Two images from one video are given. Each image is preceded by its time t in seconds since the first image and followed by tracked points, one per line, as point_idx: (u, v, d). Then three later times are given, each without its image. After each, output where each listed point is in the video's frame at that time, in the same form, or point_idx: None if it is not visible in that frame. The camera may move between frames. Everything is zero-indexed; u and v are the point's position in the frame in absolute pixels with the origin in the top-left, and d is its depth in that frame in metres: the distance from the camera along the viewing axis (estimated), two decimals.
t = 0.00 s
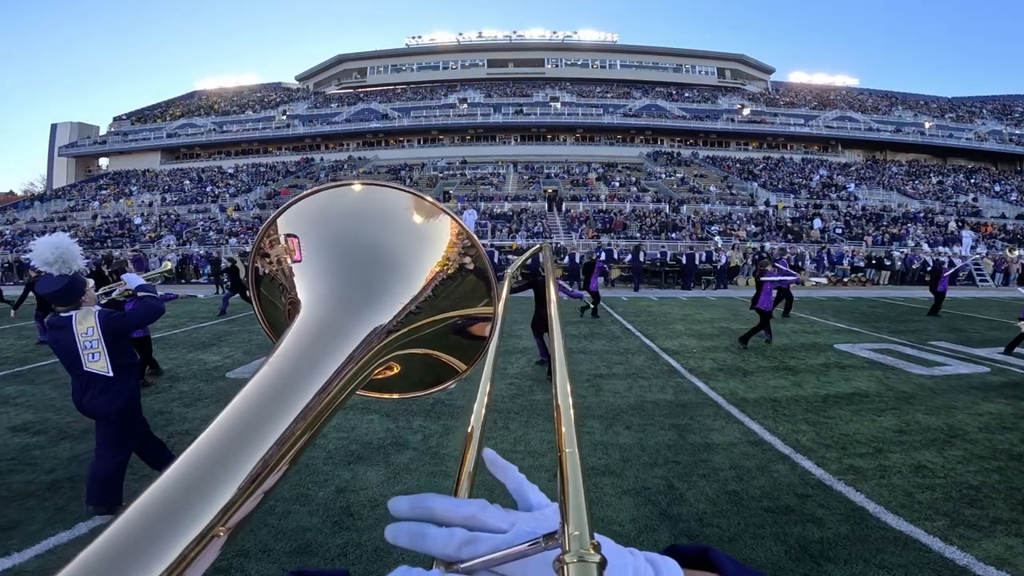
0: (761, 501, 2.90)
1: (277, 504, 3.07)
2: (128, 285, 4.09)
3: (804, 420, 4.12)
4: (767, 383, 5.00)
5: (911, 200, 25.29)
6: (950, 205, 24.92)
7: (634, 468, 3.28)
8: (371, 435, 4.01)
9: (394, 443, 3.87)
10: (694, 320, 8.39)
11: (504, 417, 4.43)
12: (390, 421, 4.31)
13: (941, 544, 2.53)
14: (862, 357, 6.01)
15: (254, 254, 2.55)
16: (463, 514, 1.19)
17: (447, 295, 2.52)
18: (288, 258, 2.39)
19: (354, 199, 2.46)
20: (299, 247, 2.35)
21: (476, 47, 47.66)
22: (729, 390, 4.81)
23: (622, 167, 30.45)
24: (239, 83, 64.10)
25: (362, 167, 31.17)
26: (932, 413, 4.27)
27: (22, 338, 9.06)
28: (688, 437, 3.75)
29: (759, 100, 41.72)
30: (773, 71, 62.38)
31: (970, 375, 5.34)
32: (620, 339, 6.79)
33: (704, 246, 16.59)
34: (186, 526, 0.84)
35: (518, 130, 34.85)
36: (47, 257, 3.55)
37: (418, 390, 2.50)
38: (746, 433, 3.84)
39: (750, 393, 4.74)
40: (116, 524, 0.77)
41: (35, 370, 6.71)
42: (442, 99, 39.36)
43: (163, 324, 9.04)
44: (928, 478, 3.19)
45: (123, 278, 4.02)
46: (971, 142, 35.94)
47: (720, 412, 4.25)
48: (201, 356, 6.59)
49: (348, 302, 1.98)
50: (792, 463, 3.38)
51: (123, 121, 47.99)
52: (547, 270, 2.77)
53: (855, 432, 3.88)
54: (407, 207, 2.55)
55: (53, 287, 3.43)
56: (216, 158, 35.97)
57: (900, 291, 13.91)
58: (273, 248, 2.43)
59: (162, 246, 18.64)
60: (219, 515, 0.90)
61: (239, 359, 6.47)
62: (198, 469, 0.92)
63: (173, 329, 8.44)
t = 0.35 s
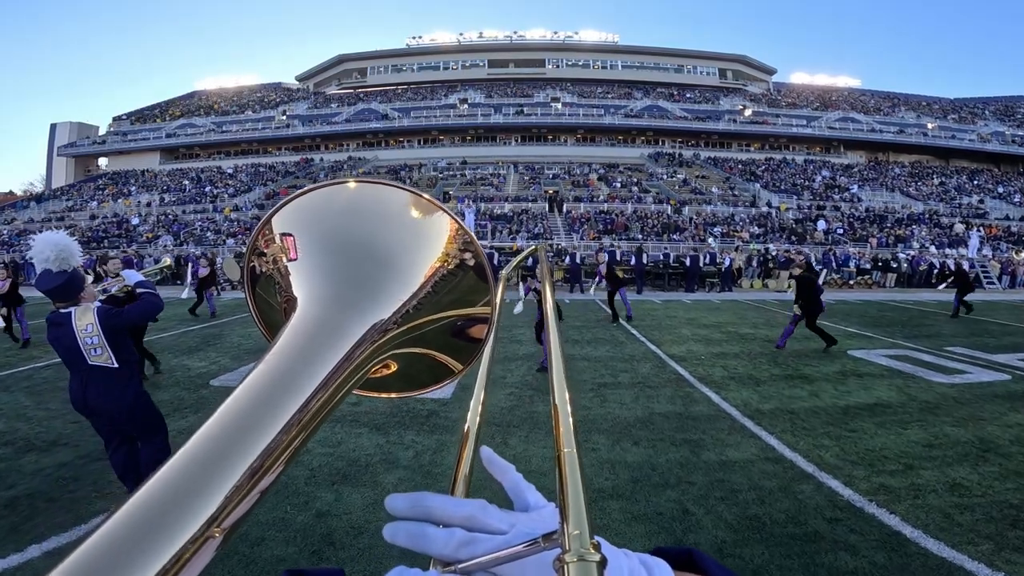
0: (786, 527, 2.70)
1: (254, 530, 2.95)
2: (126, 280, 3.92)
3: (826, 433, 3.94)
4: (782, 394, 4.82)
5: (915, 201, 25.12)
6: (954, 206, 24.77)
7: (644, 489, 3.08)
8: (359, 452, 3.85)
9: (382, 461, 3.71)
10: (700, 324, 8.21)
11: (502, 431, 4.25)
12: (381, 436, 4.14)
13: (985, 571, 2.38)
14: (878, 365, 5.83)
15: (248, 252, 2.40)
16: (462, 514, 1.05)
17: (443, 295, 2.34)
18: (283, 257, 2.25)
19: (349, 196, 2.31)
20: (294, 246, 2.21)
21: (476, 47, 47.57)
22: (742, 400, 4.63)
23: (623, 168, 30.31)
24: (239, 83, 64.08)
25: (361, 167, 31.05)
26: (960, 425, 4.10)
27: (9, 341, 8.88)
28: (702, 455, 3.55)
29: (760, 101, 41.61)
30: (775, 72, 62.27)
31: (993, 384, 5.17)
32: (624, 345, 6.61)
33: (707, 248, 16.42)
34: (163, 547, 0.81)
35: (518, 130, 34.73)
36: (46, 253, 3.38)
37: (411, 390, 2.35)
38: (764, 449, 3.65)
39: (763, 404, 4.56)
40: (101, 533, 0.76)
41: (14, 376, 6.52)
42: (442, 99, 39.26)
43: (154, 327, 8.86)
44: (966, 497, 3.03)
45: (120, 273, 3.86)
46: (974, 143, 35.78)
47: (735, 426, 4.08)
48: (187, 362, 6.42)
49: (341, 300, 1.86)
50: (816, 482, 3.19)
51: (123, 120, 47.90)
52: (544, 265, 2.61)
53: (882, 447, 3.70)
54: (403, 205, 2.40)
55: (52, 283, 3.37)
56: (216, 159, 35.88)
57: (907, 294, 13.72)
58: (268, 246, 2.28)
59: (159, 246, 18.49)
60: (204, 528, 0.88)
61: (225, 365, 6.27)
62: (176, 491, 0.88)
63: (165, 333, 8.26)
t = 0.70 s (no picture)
0: (807, 550, 2.55)
1: (225, 553, 2.67)
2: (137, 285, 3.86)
3: (844, 445, 3.79)
4: (794, 402, 4.67)
5: (918, 202, 24.99)
6: (957, 207, 24.64)
7: (652, 509, 2.93)
8: (347, 465, 3.54)
9: (372, 475, 3.41)
10: (705, 328, 8.05)
11: (501, 443, 4.11)
12: (370, 448, 3.84)
13: None
14: (893, 371, 5.68)
15: (243, 261, 2.30)
16: (458, 506, 1.08)
17: (438, 301, 2.24)
18: (277, 263, 2.12)
19: (342, 201, 2.23)
20: (287, 251, 2.09)
21: (477, 48, 47.55)
22: (753, 410, 4.48)
23: (624, 169, 30.22)
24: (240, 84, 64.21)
25: (362, 168, 31.01)
26: (984, 435, 3.96)
27: None
28: (713, 471, 3.39)
29: (762, 102, 41.56)
30: (776, 73, 62.22)
31: (1012, 391, 5.03)
32: (627, 350, 6.47)
33: (710, 249, 16.30)
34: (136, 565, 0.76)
35: (519, 131, 34.69)
36: (60, 254, 3.29)
37: (406, 395, 2.18)
38: (779, 463, 3.50)
39: (775, 414, 4.42)
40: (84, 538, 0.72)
41: None
42: (443, 100, 39.26)
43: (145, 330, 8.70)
44: (998, 513, 2.90)
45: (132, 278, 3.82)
46: (977, 144, 35.67)
47: (747, 438, 3.93)
48: (173, 367, 6.26)
49: (335, 304, 1.76)
50: (838, 500, 3.03)
51: (123, 120, 47.89)
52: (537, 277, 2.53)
53: (905, 459, 3.55)
54: (398, 209, 2.30)
55: (65, 284, 3.28)
56: (216, 159, 35.87)
57: (913, 296, 13.58)
58: (262, 253, 2.17)
59: (157, 247, 18.39)
60: (188, 535, 0.84)
61: (213, 371, 6.11)
62: (150, 505, 0.83)
63: (157, 335, 8.11)
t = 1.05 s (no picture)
0: None
1: None
2: (144, 281, 4.03)
3: (868, 461, 3.63)
4: (810, 414, 4.51)
5: (921, 203, 24.84)
6: (960, 209, 24.52)
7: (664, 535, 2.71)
8: (330, 484, 3.32)
9: (357, 496, 3.19)
10: (711, 333, 7.89)
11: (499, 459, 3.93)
12: (356, 465, 3.62)
13: None
14: (909, 378, 5.53)
15: (257, 261, 2.18)
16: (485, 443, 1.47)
17: (452, 302, 2.08)
18: (290, 264, 2.02)
19: (354, 203, 2.09)
20: (301, 252, 1.99)
21: (477, 49, 47.50)
22: (768, 422, 4.32)
23: (625, 170, 30.08)
24: (240, 85, 64.24)
25: (361, 169, 30.89)
26: (1013, 448, 3.81)
27: None
28: (729, 491, 3.19)
29: (763, 103, 41.44)
30: (777, 74, 62.19)
31: None
32: (631, 357, 6.30)
33: (712, 251, 16.17)
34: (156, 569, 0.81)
35: (519, 132, 34.57)
36: (74, 255, 3.36)
37: (416, 396, 2.04)
38: (800, 481, 3.33)
39: (790, 426, 4.25)
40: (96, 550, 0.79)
41: None
42: (443, 101, 39.16)
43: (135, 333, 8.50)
44: None
45: (139, 276, 3.98)
46: (979, 146, 35.54)
47: (764, 453, 3.75)
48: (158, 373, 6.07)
49: (347, 306, 1.68)
50: (866, 521, 2.87)
51: (122, 121, 47.79)
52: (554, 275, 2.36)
53: (935, 476, 3.39)
54: (409, 211, 2.17)
55: (78, 285, 3.36)
56: (215, 160, 35.78)
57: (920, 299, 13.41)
58: (276, 254, 2.06)
59: (153, 248, 18.26)
60: (198, 547, 0.86)
61: (198, 377, 5.91)
62: (166, 514, 0.86)
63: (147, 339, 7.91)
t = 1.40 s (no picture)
0: None
1: None
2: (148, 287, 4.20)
3: (889, 475, 3.50)
4: (824, 424, 4.39)
5: (922, 205, 24.74)
6: (961, 211, 24.40)
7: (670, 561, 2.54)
8: (313, 502, 3.15)
9: (340, 516, 3.01)
10: (715, 338, 7.76)
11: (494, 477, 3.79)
12: (342, 481, 3.44)
13: None
14: (924, 386, 5.41)
15: (261, 247, 2.17)
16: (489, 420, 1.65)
17: (456, 287, 2.04)
18: (294, 249, 2.03)
19: (359, 189, 2.08)
20: (306, 236, 1.99)
21: (477, 49, 47.39)
22: (781, 434, 4.19)
23: (625, 172, 29.97)
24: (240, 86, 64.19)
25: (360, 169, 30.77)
26: None
27: None
28: (743, 511, 3.04)
29: (764, 104, 41.34)
30: (777, 75, 62.14)
31: None
32: (634, 364, 6.17)
33: (714, 253, 16.07)
34: (181, 539, 0.80)
35: (519, 133, 34.43)
36: (83, 255, 3.60)
37: (429, 378, 1.99)
38: (818, 499, 3.18)
39: (804, 438, 4.12)
40: (108, 533, 0.76)
41: None
42: (443, 101, 39.02)
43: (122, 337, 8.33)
44: None
45: (141, 278, 4.18)
46: (980, 147, 35.43)
47: (779, 469, 3.61)
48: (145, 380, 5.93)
49: (354, 294, 1.68)
50: (892, 542, 2.74)
51: (120, 121, 47.65)
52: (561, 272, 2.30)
53: (961, 492, 3.28)
54: (415, 194, 2.13)
55: (83, 284, 3.52)
56: (213, 161, 35.66)
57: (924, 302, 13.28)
58: (279, 238, 2.06)
59: (149, 249, 18.11)
60: (213, 530, 0.85)
61: (183, 384, 5.73)
62: (181, 490, 0.85)
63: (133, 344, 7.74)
